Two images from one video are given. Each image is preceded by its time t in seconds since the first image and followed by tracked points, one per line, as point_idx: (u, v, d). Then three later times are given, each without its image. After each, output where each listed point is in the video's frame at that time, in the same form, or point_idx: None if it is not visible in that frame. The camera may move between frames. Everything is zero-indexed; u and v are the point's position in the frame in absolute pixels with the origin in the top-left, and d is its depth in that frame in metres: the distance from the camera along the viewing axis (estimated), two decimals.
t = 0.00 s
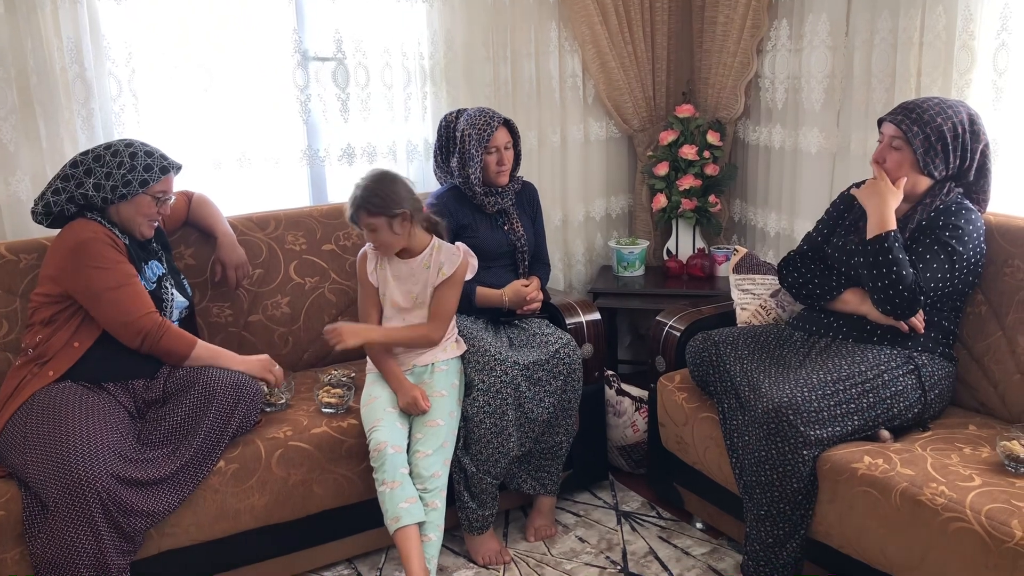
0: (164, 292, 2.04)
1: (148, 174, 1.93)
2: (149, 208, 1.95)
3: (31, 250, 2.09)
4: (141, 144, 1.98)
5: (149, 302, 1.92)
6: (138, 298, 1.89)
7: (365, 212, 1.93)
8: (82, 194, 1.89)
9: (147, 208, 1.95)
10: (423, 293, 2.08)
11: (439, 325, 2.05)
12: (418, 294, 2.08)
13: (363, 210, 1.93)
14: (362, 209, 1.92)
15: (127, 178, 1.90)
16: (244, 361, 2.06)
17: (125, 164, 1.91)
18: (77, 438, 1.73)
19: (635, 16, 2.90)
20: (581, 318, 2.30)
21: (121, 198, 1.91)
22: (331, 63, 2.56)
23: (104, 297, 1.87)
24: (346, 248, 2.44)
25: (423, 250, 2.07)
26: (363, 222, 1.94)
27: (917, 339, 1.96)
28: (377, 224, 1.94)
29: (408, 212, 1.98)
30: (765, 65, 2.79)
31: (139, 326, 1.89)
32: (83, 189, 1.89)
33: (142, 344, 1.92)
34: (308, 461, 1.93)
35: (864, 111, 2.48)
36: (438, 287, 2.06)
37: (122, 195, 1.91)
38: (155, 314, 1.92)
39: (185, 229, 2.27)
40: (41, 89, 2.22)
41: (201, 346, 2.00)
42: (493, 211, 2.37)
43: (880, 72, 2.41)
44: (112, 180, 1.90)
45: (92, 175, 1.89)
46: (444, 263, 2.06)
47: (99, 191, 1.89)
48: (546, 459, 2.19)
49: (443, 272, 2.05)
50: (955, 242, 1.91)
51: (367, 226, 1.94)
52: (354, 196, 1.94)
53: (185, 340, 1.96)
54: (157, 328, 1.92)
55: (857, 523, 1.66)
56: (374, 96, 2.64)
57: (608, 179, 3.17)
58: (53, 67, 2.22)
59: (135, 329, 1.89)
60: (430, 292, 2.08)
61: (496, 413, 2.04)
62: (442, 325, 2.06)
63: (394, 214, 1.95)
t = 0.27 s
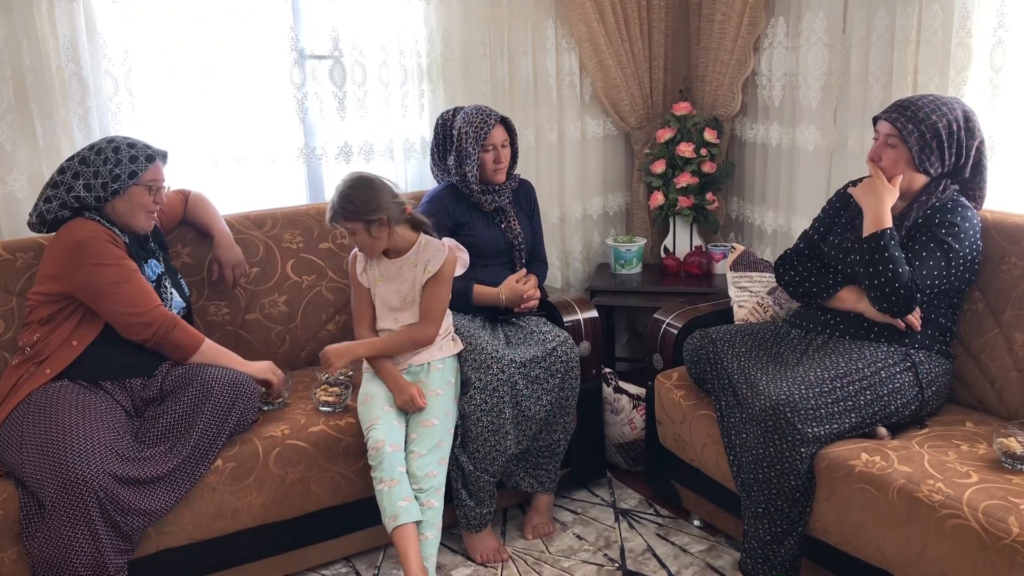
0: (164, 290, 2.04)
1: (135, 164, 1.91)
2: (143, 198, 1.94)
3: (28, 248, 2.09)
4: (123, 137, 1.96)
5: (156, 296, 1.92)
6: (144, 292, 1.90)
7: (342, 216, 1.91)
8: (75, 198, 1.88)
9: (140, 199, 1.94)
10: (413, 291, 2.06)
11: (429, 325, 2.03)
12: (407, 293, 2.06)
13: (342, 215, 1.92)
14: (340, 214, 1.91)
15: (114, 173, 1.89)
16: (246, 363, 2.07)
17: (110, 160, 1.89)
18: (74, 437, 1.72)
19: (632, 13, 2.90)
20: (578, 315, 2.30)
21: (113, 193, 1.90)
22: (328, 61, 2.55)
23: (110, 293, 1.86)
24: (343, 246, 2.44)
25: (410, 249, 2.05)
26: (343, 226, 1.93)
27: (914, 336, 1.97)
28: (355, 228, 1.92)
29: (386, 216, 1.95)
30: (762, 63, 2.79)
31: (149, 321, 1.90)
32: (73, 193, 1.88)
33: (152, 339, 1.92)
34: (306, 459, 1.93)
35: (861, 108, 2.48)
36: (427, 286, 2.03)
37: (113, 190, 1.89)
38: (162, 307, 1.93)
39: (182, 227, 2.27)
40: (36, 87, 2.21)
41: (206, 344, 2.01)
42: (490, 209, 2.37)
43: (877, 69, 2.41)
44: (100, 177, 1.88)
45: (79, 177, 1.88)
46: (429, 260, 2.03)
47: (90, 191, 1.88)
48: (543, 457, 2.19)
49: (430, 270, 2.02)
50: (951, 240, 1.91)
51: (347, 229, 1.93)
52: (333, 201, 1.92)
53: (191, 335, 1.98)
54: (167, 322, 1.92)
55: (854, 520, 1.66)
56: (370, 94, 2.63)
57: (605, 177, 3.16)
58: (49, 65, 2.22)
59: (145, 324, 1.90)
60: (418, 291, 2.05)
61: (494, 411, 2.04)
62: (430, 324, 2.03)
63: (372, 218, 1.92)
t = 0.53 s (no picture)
0: (165, 290, 2.04)
1: (112, 156, 1.91)
2: (131, 188, 1.94)
3: (28, 248, 2.08)
4: (96, 135, 1.95)
5: (157, 296, 1.93)
6: (146, 292, 1.90)
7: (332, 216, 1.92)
8: (66, 205, 1.89)
9: (129, 190, 1.94)
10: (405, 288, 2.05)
11: (415, 318, 2.00)
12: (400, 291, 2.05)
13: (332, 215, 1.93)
14: (330, 214, 1.92)
15: (96, 169, 1.89)
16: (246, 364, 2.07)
17: (88, 158, 1.89)
18: (75, 437, 1.72)
19: (631, 12, 2.90)
20: (578, 314, 2.30)
21: (101, 190, 1.90)
22: (327, 61, 2.55)
23: (111, 293, 1.87)
24: (343, 245, 2.44)
25: (401, 246, 2.04)
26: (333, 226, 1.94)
27: (913, 334, 1.97)
28: (345, 227, 1.93)
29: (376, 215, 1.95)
30: (761, 61, 2.79)
31: (151, 321, 1.90)
32: (64, 200, 1.88)
33: (154, 339, 1.93)
34: (307, 459, 1.93)
35: (860, 107, 2.49)
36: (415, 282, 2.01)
37: (99, 187, 1.89)
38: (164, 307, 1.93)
39: (182, 227, 2.27)
40: (36, 87, 2.21)
41: (207, 344, 2.02)
42: (490, 208, 2.37)
43: (877, 68, 2.41)
44: (83, 177, 1.88)
45: (64, 184, 1.88)
46: (418, 256, 2.01)
47: (78, 195, 1.88)
48: (544, 456, 2.20)
49: (417, 265, 2.01)
50: (951, 238, 1.92)
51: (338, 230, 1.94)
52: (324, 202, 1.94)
53: (193, 334, 1.98)
54: (168, 322, 1.93)
55: (854, 518, 1.66)
56: (370, 93, 2.63)
57: (604, 175, 3.17)
58: (48, 66, 2.21)
59: (147, 324, 1.90)
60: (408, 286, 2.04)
61: (494, 410, 2.04)
62: (417, 316, 2.00)
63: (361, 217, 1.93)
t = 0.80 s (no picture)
0: (162, 289, 2.03)
1: (101, 157, 1.90)
2: (123, 187, 1.94)
3: (29, 249, 2.09)
4: (84, 137, 1.95)
5: (154, 297, 1.93)
6: (143, 293, 1.90)
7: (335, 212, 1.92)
8: (61, 209, 1.90)
9: (121, 189, 1.94)
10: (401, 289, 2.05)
11: (407, 316, 2.01)
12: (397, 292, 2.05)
13: (333, 211, 1.93)
14: (332, 209, 1.92)
15: (86, 172, 1.89)
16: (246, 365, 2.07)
17: (78, 161, 1.89)
18: (77, 438, 1.73)
19: (632, 12, 2.90)
20: (579, 314, 2.31)
21: (94, 192, 1.90)
22: (328, 61, 2.56)
23: (108, 295, 1.87)
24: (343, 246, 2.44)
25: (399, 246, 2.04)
26: (334, 223, 1.94)
27: (915, 333, 1.97)
28: (347, 224, 1.93)
29: (381, 211, 1.96)
30: (762, 61, 2.79)
31: (148, 322, 1.91)
32: (58, 205, 1.90)
33: (152, 341, 1.93)
34: (308, 459, 1.93)
35: (861, 106, 2.48)
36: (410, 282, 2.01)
37: (90, 189, 1.90)
38: (161, 309, 1.94)
39: (183, 227, 2.27)
40: (38, 88, 2.22)
41: (205, 347, 2.01)
42: (491, 208, 2.37)
43: (878, 67, 2.41)
44: (75, 180, 1.89)
45: (57, 189, 1.89)
46: (413, 256, 2.02)
47: (71, 199, 1.89)
48: (545, 455, 2.20)
49: (412, 266, 2.01)
50: (952, 238, 1.92)
51: (339, 227, 1.94)
52: (327, 197, 1.94)
53: (191, 336, 1.98)
54: (165, 323, 1.93)
55: (856, 517, 1.66)
56: (371, 94, 2.64)
57: (606, 175, 3.17)
58: (50, 67, 2.22)
59: (145, 325, 1.91)
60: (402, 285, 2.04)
61: (495, 410, 2.05)
62: (410, 316, 2.01)
63: (365, 213, 1.93)
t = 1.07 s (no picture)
0: (162, 290, 2.03)
1: (96, 159, 1.90)
2: (120, 189, 1.94)
3: (30, 251, 2.09)
4: (80, 139, 1.95)
5: (153, 299, 1.93)
6: (142, 294, 1.91)
7: (340, 207, 1.93)
8: (59, 212, 1.90)
9: (117, 191, 1.93)
10: (400, 293, 2.06)
11: (414, 324, 2.02)
12: (396, 295, 2.06)
13: (337, 206, 1.93)
14: (336, 204, 1.93)
15: (80, 174, 1.89)
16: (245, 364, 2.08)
17: (72, 164, 1.89)
18: (77, 439, 1.73)
19: (632, 13, 2.91)
20: (579, 315, 2.31)
21: (91, 194, 1.90)
22: (328, 63, 2.56)
23: (107, 297, 1.87)
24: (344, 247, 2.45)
25: (397, 249, 2.05)
26: (336, 219, 1.94)
27: (915, 334, 1.97)
28: (350, 219, 1.94)
29: (382, 204, 1.98)
30: (762, 62, 2.80)
31: (146, 324, 1.91)
32: (55, 208, 1.90)
33: (151, 342, 1.93)
34: (308, 460, 1.94)
35: (861, 107, 2.48)
36: (411, 286, 2.03)
37: (87, 191, 1.90)
38: (160, 310, 1.94)
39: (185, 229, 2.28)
40: (39, 91, 2.22)
41: (205, 346, 2.02)
42: (491, 209, 2.37)
43: (878, 68, 2.41)
44: (70, 183, 1.89)
45: (53, 192, 1.89)
46: (413, 261, 2.03)
47: (67, 201, 1.90)
48: (545, 456, 2.20)
49: (413, 270, 2.03)
50: (952, 238, 1.92)
51: (342, 222, 1.94)
52: (329, 195, 1.94)
53: (191, 336, 1.99)
54: (164, 325, 1.93)
55: (856, 518, 1.66)
56: (371, 96, 2.64)
57: (606, 177, 3.17)
58: (51, 69, 2.22)
59: (144, 327, 1.91)
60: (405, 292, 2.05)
61: (496, 412, 2.05)
62: (416, 325, 2.03)
63: (367, 207, 1.95)
